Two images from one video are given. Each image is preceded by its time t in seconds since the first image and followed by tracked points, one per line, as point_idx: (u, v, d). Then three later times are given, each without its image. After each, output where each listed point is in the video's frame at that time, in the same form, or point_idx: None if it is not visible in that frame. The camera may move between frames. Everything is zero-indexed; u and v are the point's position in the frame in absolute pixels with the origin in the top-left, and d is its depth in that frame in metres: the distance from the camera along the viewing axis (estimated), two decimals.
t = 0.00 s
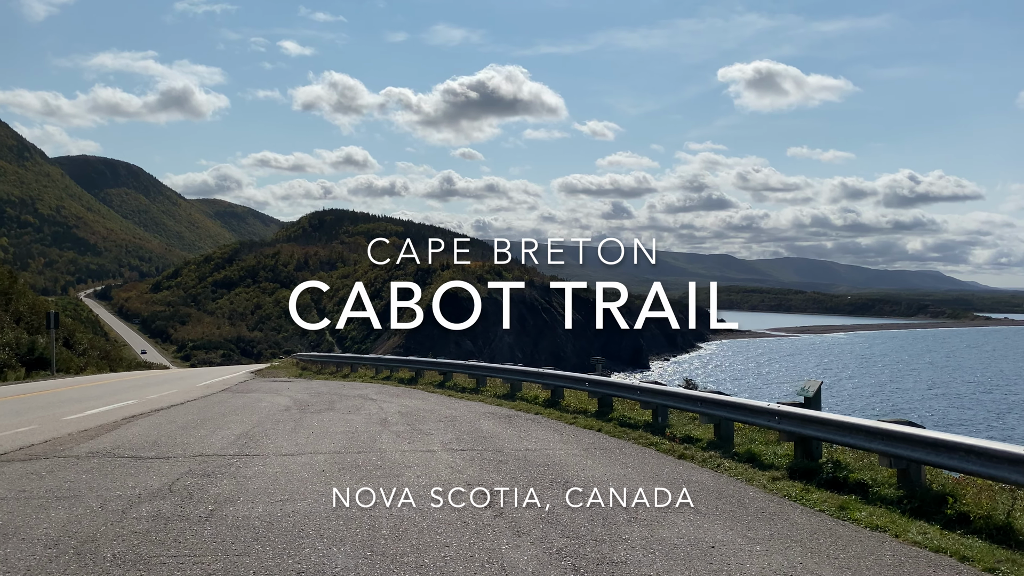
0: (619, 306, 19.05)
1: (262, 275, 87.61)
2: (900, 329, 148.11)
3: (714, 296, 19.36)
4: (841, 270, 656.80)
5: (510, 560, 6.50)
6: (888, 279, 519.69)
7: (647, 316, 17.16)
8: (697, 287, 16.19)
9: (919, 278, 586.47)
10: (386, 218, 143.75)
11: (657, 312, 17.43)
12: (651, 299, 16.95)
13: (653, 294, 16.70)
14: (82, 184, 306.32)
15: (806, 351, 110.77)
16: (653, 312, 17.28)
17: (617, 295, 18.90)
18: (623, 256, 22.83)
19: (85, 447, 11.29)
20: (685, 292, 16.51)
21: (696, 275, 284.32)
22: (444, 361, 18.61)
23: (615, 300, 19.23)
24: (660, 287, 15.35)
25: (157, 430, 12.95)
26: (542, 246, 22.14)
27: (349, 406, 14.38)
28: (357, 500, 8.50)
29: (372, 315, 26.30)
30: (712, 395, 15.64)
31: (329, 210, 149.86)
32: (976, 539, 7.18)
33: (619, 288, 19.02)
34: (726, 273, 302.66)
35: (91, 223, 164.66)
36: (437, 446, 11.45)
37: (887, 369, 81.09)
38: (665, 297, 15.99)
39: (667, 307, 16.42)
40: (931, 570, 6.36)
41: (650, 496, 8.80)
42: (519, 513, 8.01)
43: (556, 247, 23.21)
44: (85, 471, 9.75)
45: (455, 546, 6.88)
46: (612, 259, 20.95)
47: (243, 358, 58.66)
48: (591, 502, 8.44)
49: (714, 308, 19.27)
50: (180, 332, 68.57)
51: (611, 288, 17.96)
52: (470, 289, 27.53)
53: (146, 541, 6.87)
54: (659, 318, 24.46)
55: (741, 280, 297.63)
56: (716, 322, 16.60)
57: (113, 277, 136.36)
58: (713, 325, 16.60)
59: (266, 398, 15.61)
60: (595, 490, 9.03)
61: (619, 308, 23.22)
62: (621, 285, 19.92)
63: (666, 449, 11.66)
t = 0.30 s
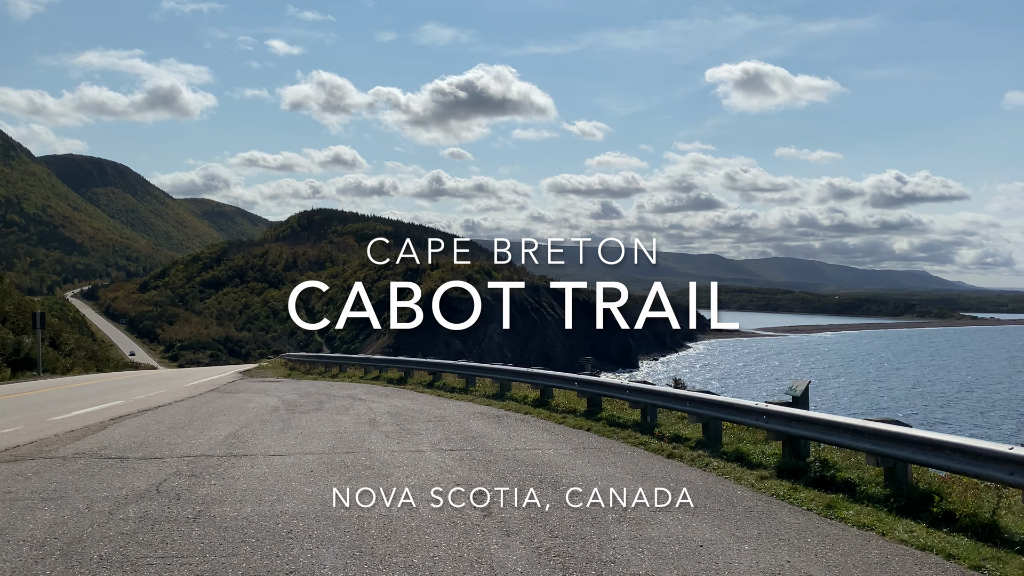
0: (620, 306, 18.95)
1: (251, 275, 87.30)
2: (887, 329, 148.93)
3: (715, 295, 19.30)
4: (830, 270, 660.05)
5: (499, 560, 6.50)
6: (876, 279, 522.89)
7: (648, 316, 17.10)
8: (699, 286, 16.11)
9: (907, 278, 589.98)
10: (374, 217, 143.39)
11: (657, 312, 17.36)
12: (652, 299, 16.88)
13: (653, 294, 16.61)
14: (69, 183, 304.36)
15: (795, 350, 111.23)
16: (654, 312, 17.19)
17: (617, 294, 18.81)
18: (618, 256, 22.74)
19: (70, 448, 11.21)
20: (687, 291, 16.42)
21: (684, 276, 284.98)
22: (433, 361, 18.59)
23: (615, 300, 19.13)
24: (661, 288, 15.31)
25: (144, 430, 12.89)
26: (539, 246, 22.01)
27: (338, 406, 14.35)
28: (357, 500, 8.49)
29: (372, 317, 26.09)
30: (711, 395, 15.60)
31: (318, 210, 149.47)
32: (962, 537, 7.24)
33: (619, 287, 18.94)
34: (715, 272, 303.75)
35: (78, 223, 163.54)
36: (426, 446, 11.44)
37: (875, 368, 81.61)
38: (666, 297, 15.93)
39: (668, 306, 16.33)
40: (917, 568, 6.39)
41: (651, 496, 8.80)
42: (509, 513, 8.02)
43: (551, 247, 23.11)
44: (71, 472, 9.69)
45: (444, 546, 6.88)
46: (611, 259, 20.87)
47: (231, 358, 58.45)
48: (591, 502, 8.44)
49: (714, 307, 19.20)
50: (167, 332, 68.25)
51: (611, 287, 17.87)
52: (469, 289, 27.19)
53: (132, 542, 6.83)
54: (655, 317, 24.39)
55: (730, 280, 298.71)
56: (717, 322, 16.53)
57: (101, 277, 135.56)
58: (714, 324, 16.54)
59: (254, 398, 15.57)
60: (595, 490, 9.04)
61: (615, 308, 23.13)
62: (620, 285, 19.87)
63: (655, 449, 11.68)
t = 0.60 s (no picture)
0: (620, 306, 18.92)
1: (240, 275, 86.91)
2: (875, 329, 149.74)
3: (715, 296, 19.33)
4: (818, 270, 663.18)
5: (488, 560, 6.48)
6: (864, 279, 525.69)
7: (648, 316, 17.08)
8: (702, 287, 16.11)
9: (893, 277, 593.88)
10: (364, 217, 143.04)
11: (657, 312, 17.33)
12: (652, 300, 16.84)
13: (654, 294, 16.56)
14: (56, 183, 302.21)
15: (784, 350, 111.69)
16: (655, 313, 17.16)
17: (618, 295, 18.78)
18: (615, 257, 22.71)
19: (56, 448, 11.10)
20: (690, 292, 16.40)
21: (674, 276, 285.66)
22: (422, 360, 18.57)
23: (615, 301, 19.09)
24: (661, 288, 15.30)
25: (132, 431, 12.81)
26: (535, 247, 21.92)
27: (327, 407, 14.33)
28: (357, 500, 8.48)
29: (373, 317, 25.89)
30: (710, 395, 15.61)
31: (307, 210, 148.94)
32: (948, 535, 7.28)
33: (619, 288, 18.90)
34: (704, 272, 304.50)
35: (65, 222, 162.21)
36: (415, 446, 11.44)
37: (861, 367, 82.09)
38: (667, 298, 15.90)
39: (668, 306, 16.30)
40: (905, 567, 6.42)
41: (649, 496, 8.81)
42: (498, 513, 8.02)
43: (545, 248, 23.04)
44: (56, 473, 9.58)
45: (433, 546, 6.86)
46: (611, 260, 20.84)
47: (220, 359, 58.21)
48: (591, 501, 8.44)
49: (716, 308, 19.19)
50: (155, 332, 67.90)
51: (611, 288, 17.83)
52: (470, 289, 27.06)
53: (119, 543, 6.78)
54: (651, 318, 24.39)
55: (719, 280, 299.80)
56: (718, 322, 16.52)
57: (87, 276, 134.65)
58: (715, 325, 16.53)
59: (242, 398, 15.50)
60: (595, 489, 9.04)
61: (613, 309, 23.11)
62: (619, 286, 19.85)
63: (644, 448, 11.72)
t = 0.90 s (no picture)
0: (621, 307, 18.85)
1: (229, 274, 86.48)
2: (862, 329, 150.49)
3: (715, 296, 19.32)
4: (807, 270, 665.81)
5: (477, 560, 6.48)
6: (853, 279, 528.16)
7: (648, 316, 17.03)
8: (705, 286, 16.05)
9: (881, 277, 597.17)
10: (353, 216, 142.68)
11: (657, 312, 17.28)
12: (653, 300, 16.80)
13: (655, 294, 16.49)
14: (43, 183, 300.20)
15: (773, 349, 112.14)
16: (656, 313, 17.11)
17: (619, 295, 18.69)
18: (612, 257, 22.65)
19: (43, 450, 11.00)
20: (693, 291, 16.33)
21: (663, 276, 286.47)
22: (412, 361, 18.53)
23: (614, 300, 19.04)
24: (661, 287, 15.24)
25: (119, 432, 12.72)
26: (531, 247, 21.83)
27: (316, 407, 14.30)
28: (357, 500, 8.47)
29: (373, 317, 25.65)
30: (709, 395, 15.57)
31: (296, 210, 148.37)
32: (935, 533, 7.33)
33: (620, 288, 18.86)
34: (694, 272, 305.17)
35: (51, 221, 160.89)
36: (404, 446, 11.42)
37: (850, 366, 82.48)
38: (667, 297, 15.85)
39: (669, 306, 16.23)
40: (892, 565, 6.45)
41: (647, 496, 8.81)
42: (488, 513, 8.00)
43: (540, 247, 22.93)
44: (42, 474, 9.52)
45: (422, 546, 6.86)
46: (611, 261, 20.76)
47: (208, 359, 57.93)
48: (591, 502, 8.44)
49: (716, 309, 19.12)
50: (143, 332, 67.50)
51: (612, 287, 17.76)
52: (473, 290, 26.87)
53: (106, 545, 6.74)
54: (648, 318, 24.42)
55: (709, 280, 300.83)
56: (719, 323, 16.45)
57: (74, 275, 133.62)
58: (717, 325, 16.47)
59: (231, 399, 15.42)
60: (595, 490, 9.04)
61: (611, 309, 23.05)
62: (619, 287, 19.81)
63: (633, 447, 11.75)
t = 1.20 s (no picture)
0: (621, 307, 18.79)
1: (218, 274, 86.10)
2: (851, 329, 151.23)
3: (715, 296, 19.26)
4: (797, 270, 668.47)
5: (467, 560, 6.48)
6: (842, 279, 530.79)
7: (648, 316, 16.93)
8: (706, 287, 16.00)
9: (870, 277, 600.49)
10: (343, 216, 142.28)
11: (657, 312, 17.20)
12: (653, 300, 16.71)
13: (654, 294, 16.43)
14: (30, 182, 298.26)
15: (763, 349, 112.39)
16: (656, 312, 17.06)
17: (619, 295, 18.64)
18: (608, 258, 22.60)
19: (31, 450, 10.95)
20: (693, 291, 16.28)
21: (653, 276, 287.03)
22: (402, 361, 18.50)
23: (614, 300, 18.94)
24: (662, 287, 15.14)
25: (108, 432, 12.64)
26: (528, 247, 21.74)
27: (305, 407, 14.26)
28: (357, 500, 8.46)
29: (372, 317, 25.32)
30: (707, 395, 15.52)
31: (285, 209, 147.83)
32: (921, 532, 7.37)
33: (620, 288, 18.81)
34: (684, 272, 305.94)
35: (38, 220, 159.67)
36: (394, 446, 11.40)
37: (839, 365, 82.82)
38: (667, 297, 15.79)
39: (669, 306, 16.16)
40: (879, 563, 6.48)
41: (647, 496, 8.82)
42: (477, 513, 8.00)
43: (536, 248, 22.87)
44: (29, 476, 9.45)
45: (412, 546, 6.86)
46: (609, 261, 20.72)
47: (197, 359, 57.68)
48: (591, 502, 8.45)
49: (717, 310, 19.04)
50: (132, 332, 67.07)
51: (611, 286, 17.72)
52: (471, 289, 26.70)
53: (94, 546, 6.71)
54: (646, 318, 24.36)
55: (698, 280, 301.59)
56: (719, 323, 16.39)
57: (62, 275, 132.70)
58: (716, 326, 16.41)
59: (220, 399, 15.36)
60: (595, 490, 9.05)
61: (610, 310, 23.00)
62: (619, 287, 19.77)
63: (623, 447, 11.77)
